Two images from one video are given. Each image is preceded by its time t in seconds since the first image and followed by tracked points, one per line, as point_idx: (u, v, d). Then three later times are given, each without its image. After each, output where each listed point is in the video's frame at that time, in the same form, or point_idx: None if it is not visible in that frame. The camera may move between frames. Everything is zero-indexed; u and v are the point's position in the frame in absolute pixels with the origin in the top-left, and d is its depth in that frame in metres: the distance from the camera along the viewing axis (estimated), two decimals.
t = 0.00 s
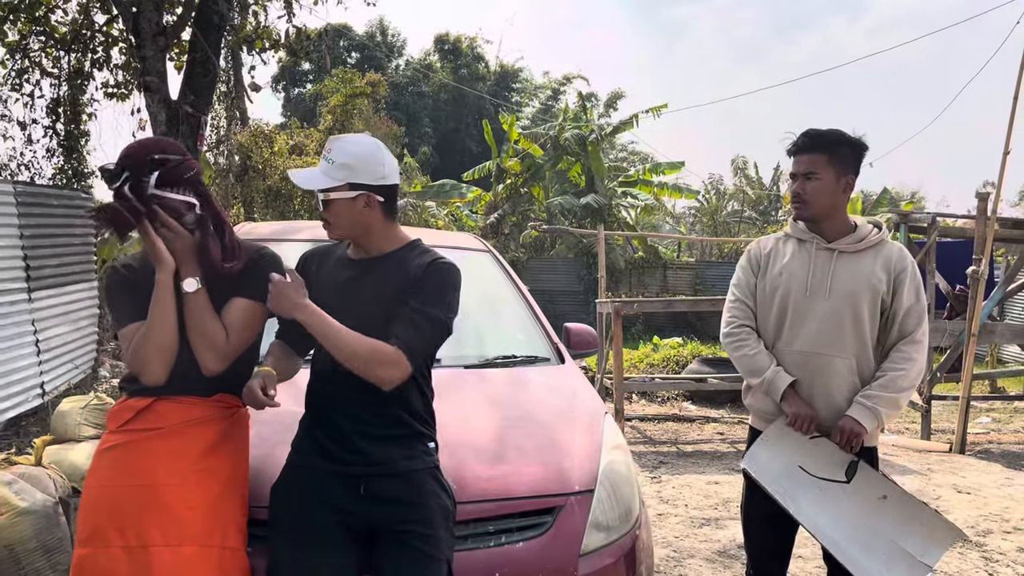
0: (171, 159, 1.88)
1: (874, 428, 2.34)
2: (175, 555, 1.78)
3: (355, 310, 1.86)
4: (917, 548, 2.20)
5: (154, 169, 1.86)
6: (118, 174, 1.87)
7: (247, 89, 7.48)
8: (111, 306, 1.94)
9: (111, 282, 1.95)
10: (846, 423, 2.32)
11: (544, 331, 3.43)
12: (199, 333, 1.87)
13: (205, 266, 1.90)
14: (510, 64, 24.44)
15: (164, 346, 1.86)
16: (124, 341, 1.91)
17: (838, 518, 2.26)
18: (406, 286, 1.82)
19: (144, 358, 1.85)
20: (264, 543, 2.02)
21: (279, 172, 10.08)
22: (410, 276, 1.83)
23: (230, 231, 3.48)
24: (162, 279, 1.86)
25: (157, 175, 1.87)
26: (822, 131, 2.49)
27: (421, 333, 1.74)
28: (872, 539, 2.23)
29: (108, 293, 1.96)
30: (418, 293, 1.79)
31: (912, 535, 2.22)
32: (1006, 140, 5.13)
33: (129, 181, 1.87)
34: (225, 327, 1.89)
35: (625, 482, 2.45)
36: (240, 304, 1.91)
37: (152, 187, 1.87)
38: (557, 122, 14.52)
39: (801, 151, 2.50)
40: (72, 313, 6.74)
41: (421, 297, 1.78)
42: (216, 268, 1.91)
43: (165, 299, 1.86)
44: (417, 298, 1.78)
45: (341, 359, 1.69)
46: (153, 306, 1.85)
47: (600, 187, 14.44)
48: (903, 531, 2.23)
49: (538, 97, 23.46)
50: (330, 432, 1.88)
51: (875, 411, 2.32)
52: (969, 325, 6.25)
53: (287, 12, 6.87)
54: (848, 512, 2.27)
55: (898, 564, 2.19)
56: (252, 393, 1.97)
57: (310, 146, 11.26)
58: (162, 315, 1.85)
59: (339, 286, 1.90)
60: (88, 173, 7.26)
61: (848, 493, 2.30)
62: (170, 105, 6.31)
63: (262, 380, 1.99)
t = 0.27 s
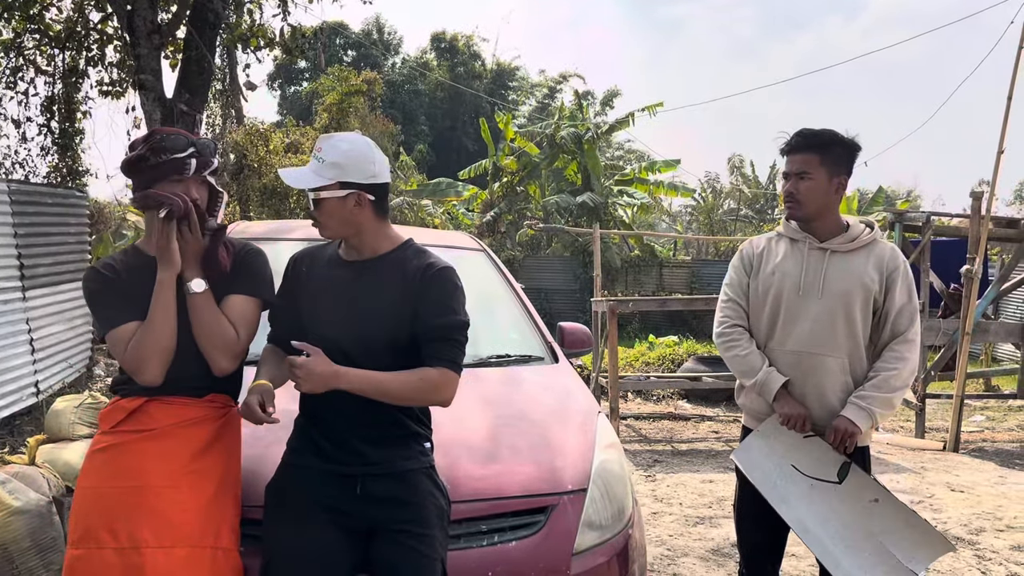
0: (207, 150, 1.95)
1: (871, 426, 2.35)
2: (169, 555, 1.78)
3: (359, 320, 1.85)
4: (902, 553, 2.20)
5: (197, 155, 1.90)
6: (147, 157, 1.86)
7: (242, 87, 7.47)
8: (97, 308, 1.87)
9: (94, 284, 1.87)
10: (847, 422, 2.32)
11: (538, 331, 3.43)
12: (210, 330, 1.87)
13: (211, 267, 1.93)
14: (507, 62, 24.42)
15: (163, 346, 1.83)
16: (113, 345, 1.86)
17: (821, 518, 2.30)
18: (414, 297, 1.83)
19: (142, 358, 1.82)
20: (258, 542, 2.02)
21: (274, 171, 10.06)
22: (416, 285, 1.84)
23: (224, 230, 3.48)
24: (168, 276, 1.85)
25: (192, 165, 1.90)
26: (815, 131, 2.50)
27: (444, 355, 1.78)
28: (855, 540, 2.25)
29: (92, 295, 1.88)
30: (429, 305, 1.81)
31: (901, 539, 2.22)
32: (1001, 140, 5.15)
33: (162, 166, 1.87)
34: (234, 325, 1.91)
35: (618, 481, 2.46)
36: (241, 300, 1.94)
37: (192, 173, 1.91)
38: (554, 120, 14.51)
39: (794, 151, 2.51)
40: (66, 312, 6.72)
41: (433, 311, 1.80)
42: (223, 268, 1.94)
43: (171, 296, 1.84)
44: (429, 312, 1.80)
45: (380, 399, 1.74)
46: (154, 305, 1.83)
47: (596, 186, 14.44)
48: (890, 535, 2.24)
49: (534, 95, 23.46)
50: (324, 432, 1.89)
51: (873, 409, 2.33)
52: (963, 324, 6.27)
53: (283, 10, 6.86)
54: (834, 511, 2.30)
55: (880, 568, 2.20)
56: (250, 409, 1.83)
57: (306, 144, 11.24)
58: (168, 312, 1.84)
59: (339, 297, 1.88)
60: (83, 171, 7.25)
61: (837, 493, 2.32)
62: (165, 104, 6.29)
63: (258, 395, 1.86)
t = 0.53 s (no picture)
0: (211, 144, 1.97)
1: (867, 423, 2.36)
2: (168, 549, 1.80)
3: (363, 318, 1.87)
4: (891, 556, 2.21)
5: (202, 148, 1.91)
6: (152, 150, 1.86)
7: (240, 84, 7.46)
8: (94, 305, 1.86)
9: (90, 281, 1.86)
10: (843, 418, 2.33)
11: (535, 328, 3.45)
12: (211, 326, 1.88)
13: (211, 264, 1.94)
14: (506, 61, 24.41)
15: (161, 344, 1.84)
16: (111, 343, 1.86)
17: (809, 513, 2.31)
18: (417, 296, 1.85)
19: (142, 356, 1.83)
20: (256, 537, 2.03)
21: (272, 169, 10.06)
22: (419, 284, 1.85)
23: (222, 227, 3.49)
24: (168, 272, 1.85)
25: (198, 158, 1.91)
26: (813, 128, 2.51)
27: (448, 354, 1.79)
28: (842, 538, 2.26)
29: (87, 292, 1.87)
30: (432, 304, 1.83)
31: (889, 542, 2.23)
32: (997, 138, 5.16)
33: (168, 159, 1.87)
34: (235, 322, 1.92)
35: (615, 477, 2.47)
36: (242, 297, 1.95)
37: (198, 166, 1.92)
38: (552, 118, 14.51)
39: (792, 148, 2.52)
40: (64, 310, 6.73)
41: (437, 310, 1.82)
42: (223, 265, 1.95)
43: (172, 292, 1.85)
44: (433, 312, 1.82)
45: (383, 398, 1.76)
46: (153, 301, 1.83)
47: (594, 184, 14.44)
48: (878, 536, 2.25)
49: (532, 94, 23.45)
50: (323, 427, 1.90)
51: (870, 406, 2.34)
52: (960, 322, 6.29)
53: (280, 8, 6.85)
54: (821, 508, 2.31)
55: (866, 567, 2.21)
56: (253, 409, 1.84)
57: (304, 142, 11.24)
58: (168, 308, 1.84)
59: (342, 295, 1.89)
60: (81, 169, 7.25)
61: (829, 490, 2.33)
62: (163, 101, 6.28)
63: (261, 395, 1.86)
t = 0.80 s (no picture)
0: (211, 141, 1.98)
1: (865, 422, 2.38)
2: (170, 545, 1.81)
3: (365, 316, 1.88)
4: (887, 555, 2.21)
5: (202, 145, 1.93)
6: (154, 149, 1.87)
7: (240, 84, 7.47)
8: (96, 303, 1.87)
9: (91, 279, 1.87)
10: (842, 415, 2.34)
11: (535, 326, 3.46)
12: (213, 327, 1.89)
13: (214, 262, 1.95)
14: (506, 60, 24.41)
15: (163, 342, 1.85)
16: (113, 341, 1.87)
17: (804, 509, 2.31)
18: (419, 295, 1.86)
19: (144, 353, 1.84)
20: (258, 534, 2.04)
21: (273, 168, 10.07)
22: (421, 282, 1.86)
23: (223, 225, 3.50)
24: (171, 271, 1.86)
25: (199, 156, 1.92)
26: (814, 126, 2.52)
27: (449, 352, 1.80)
28: (836, 534, 2.26)
29: (89, 290, 1.87)
30: (434, 302, 1.84)
31: (885, 540, 2.23)
32: (997, 138, 5.17)
33: (170, 157, 1.89)
34: (240, 319, 1.94)
35: (616, 475, 2.48)
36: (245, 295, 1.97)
37: (199, 164, 1.93)
38: (552, 118, 14.52)
39: (793, 146, 2.53)
40: (65, 309, 6.74)
41: (439, 308, 1.83)
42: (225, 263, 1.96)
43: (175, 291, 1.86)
44: (435, 310, 1.83)
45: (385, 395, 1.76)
46: (156, 300, 1.84)
47: (594, 183, 14.45)
48: (872, 534, 2.25)
49: (532, 93, 23.45)
50: (325, 424, 1.91)
51: (868, 405, 2.35)
52: (959, 321, 6.31)
53: (281, 7, 6.86)
54: (816, 505, 2.32)
55: (860, 564, 2.21)
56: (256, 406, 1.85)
57: (304, 142, 11.25)
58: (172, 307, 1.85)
59: (345, 293, 1.90)
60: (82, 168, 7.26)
61: (826, 486, 2.34)
62: (164, 100, 6.29)
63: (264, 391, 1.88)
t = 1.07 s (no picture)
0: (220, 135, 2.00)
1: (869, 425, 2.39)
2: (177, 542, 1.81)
3: (369, 315, 1.88)
4: (888, 557, 2.22)
5: (212, 135, 1.94)
6: (165, 139, 1.88)
7: (242, 84, 7.47)
8: (101, 294, 1.85)
9: (97, 270, 1.86)
10: (846, 415, 2.35)
11: (538, 327, 3.46)
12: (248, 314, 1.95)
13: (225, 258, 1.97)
14: (507, 61, 24.42)
15: (168, 335, 1.85)
16: (116, 334, 1.86)
17: (806, 510, 2.31)
18: (422, 295, 1.87)
19: (147, 346, 1.83)
20: (263, 532, 2.04)
21: (275, 169, 10.08)
22: (424, 282, 1.87)
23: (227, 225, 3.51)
24: (181, 264, 1.86)
25: (209, 147, 1.93)
26: (818, 126, 2.53)
27: (452, 352, 1.81)
28: (837, 535, 2.27)
29: (92, 282, 1.86)
30: (437, 303, 1.85)
31: (887, 541, 2.24)
32: (999, 139, 5.17)
33: (179, 148, 1.89)
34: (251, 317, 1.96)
35: (619, 476, 2.48)
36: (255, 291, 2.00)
37: (209, 152, 1.94)
38: (553, 119, 14.52)
39: (797, 145, 2.54)
40: (67, 308, 6.74)
41: (442, 308, 1.84)
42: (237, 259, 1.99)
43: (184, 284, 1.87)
44: (438, 311, 1.84)
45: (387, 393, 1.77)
46: (163, 292, 1.84)
47: (595, 184, 14.45)
48: (873, 535, 2.26)
49: (533, 94, 23.45)
50: (329, 423, 1.92)
51: (872, 406, 2.36)
52: (960, 323, 6.31)
53: (283, 8, 6.86)
54: (818, 507, 2.32)
55: (861, 564, 2.22)
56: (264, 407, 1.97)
57: (305, 142, 11.25)
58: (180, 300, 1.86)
59: (349, 291, 1.90)
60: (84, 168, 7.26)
61: (828, 488, 2.35)
62: (166, 101, 6.29)
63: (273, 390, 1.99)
